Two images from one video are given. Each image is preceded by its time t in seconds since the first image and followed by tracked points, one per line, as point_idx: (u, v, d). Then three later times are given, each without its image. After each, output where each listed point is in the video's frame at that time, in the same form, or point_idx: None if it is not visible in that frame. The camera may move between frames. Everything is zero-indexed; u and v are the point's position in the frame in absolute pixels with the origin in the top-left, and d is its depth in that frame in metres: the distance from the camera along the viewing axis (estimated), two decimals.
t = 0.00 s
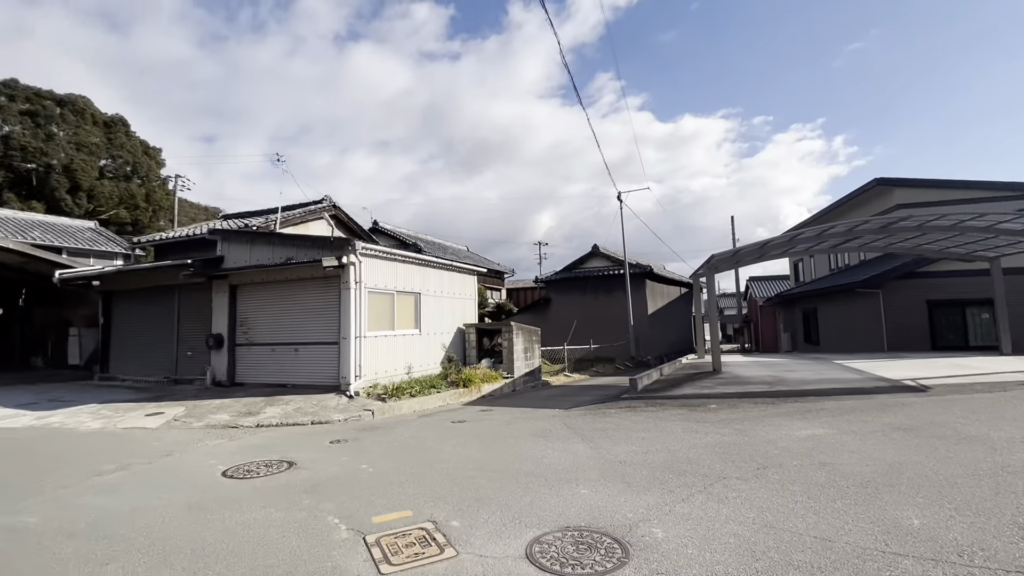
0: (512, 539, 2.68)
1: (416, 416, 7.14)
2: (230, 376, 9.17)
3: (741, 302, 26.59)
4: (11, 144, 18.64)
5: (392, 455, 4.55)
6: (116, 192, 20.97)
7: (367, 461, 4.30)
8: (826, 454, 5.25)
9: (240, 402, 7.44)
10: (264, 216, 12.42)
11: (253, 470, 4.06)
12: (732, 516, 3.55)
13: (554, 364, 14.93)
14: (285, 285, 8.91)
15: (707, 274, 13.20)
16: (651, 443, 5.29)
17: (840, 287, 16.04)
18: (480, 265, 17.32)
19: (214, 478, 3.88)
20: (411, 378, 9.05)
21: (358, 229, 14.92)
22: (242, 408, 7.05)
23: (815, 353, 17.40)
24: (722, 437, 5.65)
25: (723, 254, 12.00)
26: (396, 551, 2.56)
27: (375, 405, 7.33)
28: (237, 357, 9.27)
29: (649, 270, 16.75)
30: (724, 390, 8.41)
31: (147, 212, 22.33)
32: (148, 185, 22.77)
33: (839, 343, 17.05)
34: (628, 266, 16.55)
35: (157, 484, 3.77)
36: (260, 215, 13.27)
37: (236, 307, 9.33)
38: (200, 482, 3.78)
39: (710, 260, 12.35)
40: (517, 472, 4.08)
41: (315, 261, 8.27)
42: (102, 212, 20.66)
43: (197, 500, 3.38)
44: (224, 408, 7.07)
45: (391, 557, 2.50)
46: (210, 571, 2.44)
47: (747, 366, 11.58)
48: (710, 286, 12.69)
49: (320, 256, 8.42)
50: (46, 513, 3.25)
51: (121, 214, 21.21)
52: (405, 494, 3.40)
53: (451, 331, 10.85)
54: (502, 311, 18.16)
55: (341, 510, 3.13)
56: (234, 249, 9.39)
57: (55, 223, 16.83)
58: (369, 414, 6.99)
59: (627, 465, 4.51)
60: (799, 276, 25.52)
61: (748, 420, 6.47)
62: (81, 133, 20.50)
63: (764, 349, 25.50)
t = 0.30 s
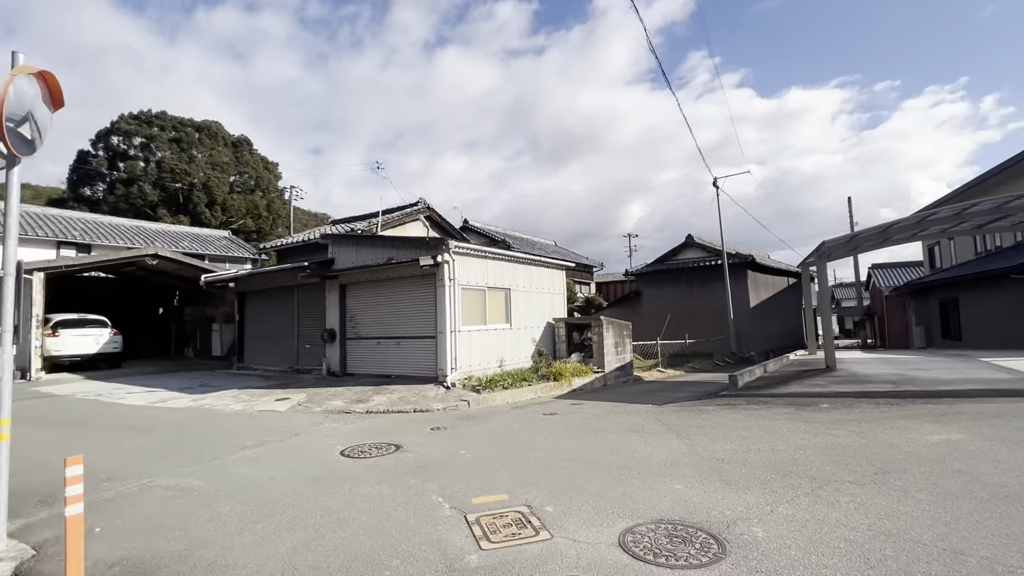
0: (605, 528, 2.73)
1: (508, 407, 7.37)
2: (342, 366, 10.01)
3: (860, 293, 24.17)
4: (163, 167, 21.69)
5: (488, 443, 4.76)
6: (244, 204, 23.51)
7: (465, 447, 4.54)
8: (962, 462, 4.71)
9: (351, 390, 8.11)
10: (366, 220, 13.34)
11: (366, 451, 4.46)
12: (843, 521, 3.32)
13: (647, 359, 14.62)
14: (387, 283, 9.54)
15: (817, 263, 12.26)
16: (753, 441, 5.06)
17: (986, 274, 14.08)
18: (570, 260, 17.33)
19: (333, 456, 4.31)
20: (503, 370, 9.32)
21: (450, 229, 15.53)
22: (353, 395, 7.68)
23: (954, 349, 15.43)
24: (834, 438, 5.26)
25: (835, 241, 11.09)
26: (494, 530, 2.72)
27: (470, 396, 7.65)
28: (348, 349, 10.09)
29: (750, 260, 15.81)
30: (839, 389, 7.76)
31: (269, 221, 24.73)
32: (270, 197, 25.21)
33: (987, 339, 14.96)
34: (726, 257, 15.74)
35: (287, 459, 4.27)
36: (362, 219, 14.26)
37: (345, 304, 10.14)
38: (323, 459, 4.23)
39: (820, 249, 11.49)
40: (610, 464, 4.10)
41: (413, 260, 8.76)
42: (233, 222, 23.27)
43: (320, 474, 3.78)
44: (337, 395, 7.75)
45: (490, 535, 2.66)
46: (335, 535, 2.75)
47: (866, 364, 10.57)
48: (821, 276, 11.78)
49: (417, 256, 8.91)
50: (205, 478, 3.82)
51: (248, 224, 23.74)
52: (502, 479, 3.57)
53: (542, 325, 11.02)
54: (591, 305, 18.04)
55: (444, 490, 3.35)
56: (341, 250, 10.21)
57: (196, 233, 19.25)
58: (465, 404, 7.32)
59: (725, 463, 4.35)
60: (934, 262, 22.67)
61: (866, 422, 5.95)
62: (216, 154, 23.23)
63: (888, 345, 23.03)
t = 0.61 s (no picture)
0: (710, 517, 2.70)
1: (609, 399, 7.36)
2: (449, 357, 10.56)
3: None
4: (291, 180, 24.17)
5: (591, 431, 4.83)
6: (358, 209, 25.50)
7: (568, 435, 4.65)
8: None
9: (457, 379, 8.57)
10: (467, 218, 13.91)
11: (475, 434, 4.74)
12: (992, 530, 2.96)
13: (758, 353, 13.77)
14: (488, 278, 9.90)
15: (967, 243, 10.84)
16: (883, 441, 4.62)
17: None
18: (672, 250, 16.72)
19: (445, 437, 4.64)
20: (603, 362, 9.30)
21: (548, 223, 15.70)
22: (460, 384, 8.12)
23: None
24: (987, 443, 4.64)
25: (991, 218, 9.74)
26: (597, 511, 2.80)
27: (571, 386, 7.75)
28: (453, 341, 10.63)
29: (883, 243, 14.22)
30: (995, 388, 6.78)
31: (380, 224, 26.60)
32: (380, 202, 27.08)
33: None
34: (852, 241, 14.29)
35: (406, 438, 4.66)
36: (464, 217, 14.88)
37: (450, 298, 10.70)
38: (436, 440, 4.57)
39: (970, 227, 10.18)
40: (716, 457, 3.99)
41: (512, 255, 9.01)
42: (349, 226, 25.32)
43: (435, 453, 4.10)
44: (444, 383, 8.24)
45: (593, 515, 2.75)
46: (451, 505, 3.00)
47: None
48: (971, 258, 10.39)
49: (516, 251, 9.15)
50: (339, 451, 4.30)
51: (362, 227, 25.70)
52: (604, 465, 3.64)
53: (642, 317, 10.82)
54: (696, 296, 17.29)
55: (548, 472, 3.49)
56: (446, 248, 10.77)
57: (320, 237, 21.23)
58: (566, 394, 7.44)
59: (849, 462, 4.05)
60: None
61: None
62: (334, 165, 25.40)
63: None
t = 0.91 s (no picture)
0: (812, 526, 2.56)
1: (702, 399, 7.09)
2: (535, 353, 10.70)
3: None
4: (385, 186, 25.57)
5: (682, 431, 4.71)
6: (446, 210, 26.45)
7: (656, 434, 4.56)
8: None
9: (544, 375, 8.67)
10: (551, 216, 13.96)
11: (562, 430, 4.79)
12: None
13: (876, 353, 12.55)
14: (573, 275, 9.89)
15: None
16: None
17: None
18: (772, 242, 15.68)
19: (533, 432, 4.74)
20: (694, 361, 8.97)
21: (635, 218, 15.33)
22: (546, 380, 8.22)
23: None
24: None
25: None
26: (688, 512, 2.75)
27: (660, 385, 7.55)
28: (539, 337, 10.74)
29: None
30: None
31: (467, 224, 27.41)
32: (466, 202, 27.89)
33: None
34: (992, 225, 12.57)
35: (496, 431, 4.82)
36: (548, 215, 14.95)
37: (535, 296, 10.82)
38: (525, 434, 4.68)
39: None
40: (820, 464, 3.74)
41: (597, 252, 8.93)
42: (438, 227, 26.33)
43: (524, 447, 4.21)
44: (531, 379, 8.37)
45: (683, 516, 2.70)
46: (541, 497, 3.08)
47: None
48: None
49: (602, 248, 9.05)
50: (434, 441, 4.55)
51: (449, 227, 26.63)
52: (696, 466, 3.54)
53: (738, 314, 10.28)
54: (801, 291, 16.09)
55: (637, 470, 3.47)
56: (531, 246, 10.90)
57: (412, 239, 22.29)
58: (655, 393, 7.27)
59: (980, 477, 3.61)
60: None
61: None
62: (423, 169, 26.54)
63: None
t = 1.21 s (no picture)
0: (924, 542, 2.34)
1: (799, 402, 6.66)
2: (617, 351, 10.55)
3: None
4: (466, 187, 26.27)
5: (776, 435, 4.46)
6: (524, 209, 26.71)
7: (746, 437, 4.36)
8: None
9: (626, 373, 8.54)
10: (631, 211, 13.67)
11: (646, 430, 4.70)
12: None
13: (1015, 355, 11.08)
14: (655, 271, 9.63)
15: None
16: None
17: None
18: (881, 231, 14.28)
19: (615, 430, 4.70)
20: (791, 361, 8.42)
21: (722, 209, 14.61)
22: (629, 378, 8.09)
23: None
24: None
25: None
26: (781, 518, 2.61)
27: (752, 386, 7.18)
28: (620, 335, 10.59)
29: None
30: None
31: (545, 221, 27.50)
32: (544, 199, 27.99)
33: None
34: None
35: (578, 428, 4.83)
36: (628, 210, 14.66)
37: (616, 293, 10.66)
38: (607, 432, 4.65)
39: None
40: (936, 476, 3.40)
41: (680, 247, 8.63)
42: (517, 225, 26.65)
43: (606, 445, 4.19)
44: (613, 378, 8.28)
45: (776, 522, 2.57)
46: (624, 494, 3.06)
47: None
48: None
49: (685, 243, 8.73)
50: (517, 435, 4.64)
51: (528, 225, 26.84)
52: (791, 472, 3.35)
53: (841, 310, 9.50)
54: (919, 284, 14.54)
55: (726, 473, 3.34)
56: (610, 243, 10.74)
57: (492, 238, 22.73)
58: (746, 394, 6.92)
59: None
60: None
61: None
62: (501, 169, 26.95)
63: None
